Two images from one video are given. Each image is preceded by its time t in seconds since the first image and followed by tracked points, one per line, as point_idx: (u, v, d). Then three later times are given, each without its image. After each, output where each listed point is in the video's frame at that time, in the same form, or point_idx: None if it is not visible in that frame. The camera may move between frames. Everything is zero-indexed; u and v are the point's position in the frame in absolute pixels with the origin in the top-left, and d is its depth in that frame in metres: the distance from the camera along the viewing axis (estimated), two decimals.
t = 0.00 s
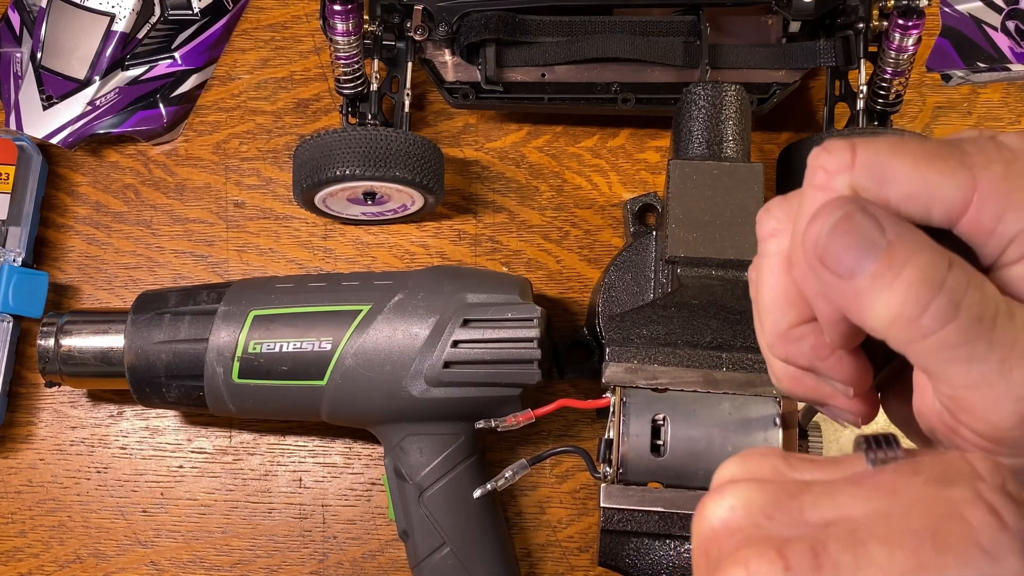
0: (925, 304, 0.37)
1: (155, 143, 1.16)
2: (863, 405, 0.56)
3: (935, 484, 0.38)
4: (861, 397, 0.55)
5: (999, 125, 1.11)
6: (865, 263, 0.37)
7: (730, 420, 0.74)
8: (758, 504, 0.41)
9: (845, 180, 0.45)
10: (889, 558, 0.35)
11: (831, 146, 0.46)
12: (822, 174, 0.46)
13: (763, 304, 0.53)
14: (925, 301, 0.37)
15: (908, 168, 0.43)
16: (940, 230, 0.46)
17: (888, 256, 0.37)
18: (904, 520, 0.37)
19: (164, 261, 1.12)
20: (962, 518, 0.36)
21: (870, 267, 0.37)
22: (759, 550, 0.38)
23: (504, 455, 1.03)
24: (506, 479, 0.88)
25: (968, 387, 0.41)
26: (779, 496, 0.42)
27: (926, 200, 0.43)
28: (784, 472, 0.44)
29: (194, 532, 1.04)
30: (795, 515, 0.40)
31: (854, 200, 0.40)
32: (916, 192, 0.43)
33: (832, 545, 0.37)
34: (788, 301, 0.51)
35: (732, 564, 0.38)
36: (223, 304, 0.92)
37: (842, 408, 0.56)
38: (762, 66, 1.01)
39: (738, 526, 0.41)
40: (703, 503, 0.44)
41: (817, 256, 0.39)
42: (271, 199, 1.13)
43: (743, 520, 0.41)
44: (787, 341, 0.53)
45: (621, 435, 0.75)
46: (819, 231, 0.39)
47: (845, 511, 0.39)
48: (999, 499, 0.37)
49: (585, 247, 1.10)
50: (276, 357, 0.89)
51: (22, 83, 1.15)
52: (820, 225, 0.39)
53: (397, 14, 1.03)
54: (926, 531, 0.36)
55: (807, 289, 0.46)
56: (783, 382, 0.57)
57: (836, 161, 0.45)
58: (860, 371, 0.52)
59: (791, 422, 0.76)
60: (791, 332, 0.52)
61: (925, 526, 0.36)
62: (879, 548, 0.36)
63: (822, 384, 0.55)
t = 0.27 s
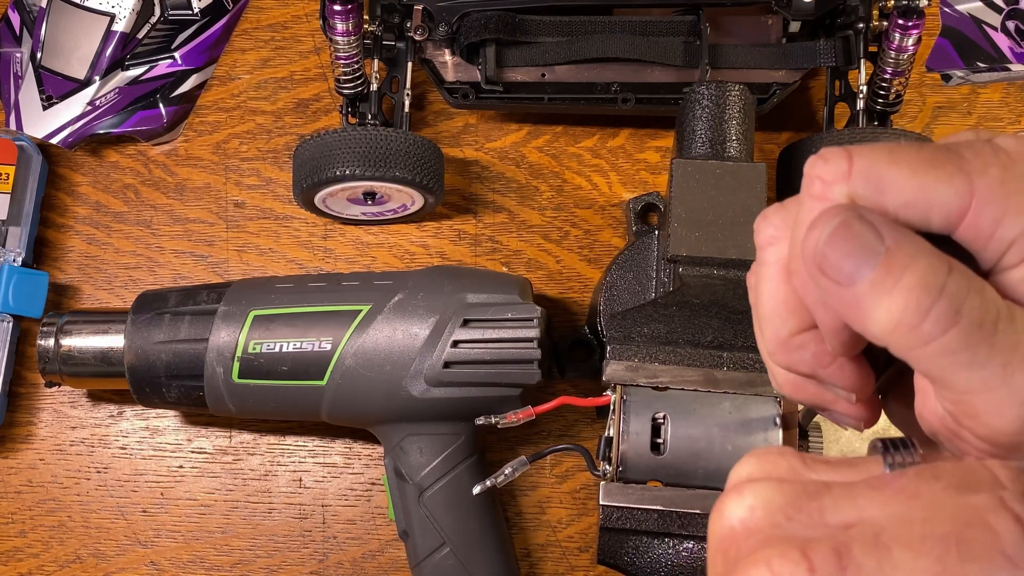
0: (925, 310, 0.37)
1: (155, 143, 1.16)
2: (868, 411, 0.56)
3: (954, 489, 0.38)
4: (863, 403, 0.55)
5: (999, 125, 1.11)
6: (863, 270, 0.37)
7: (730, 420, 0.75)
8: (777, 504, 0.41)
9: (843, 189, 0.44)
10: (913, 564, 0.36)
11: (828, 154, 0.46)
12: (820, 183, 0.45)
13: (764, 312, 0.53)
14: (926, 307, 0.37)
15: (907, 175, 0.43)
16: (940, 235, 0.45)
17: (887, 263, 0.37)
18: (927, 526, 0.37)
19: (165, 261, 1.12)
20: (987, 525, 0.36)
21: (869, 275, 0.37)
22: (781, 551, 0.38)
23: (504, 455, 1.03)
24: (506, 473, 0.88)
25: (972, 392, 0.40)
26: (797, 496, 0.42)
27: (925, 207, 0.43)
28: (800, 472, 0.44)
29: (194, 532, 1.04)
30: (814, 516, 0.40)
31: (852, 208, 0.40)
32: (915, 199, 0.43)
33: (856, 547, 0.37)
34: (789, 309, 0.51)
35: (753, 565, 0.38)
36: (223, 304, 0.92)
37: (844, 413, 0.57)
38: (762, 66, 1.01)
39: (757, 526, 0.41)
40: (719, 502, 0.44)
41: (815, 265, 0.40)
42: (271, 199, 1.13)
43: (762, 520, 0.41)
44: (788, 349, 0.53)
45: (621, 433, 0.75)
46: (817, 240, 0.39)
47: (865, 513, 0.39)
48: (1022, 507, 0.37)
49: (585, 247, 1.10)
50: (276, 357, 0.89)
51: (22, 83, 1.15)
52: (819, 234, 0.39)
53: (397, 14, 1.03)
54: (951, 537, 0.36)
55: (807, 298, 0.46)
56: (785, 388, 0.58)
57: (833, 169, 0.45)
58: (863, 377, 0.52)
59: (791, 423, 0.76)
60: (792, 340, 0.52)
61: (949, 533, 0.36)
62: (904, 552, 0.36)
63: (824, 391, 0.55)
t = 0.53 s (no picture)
0: (923, 318, 0.37)
1: (155, 143, 1.16)
2: (867, 416, 0.57)
3: (958, 488, 0.38)
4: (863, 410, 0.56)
5: (999, 125, 1.11)
6: (859, 280, 0.37)
7: (730, 419, 0.75)
8: (781, 500, 0.41)
9: (836, 200, 0.44)
10: (917, 562, 0.36)
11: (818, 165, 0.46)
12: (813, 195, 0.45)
13: (762, 323, 0.53)
14: (923, 314, 0.37)
15: (900, 184, 0.43)
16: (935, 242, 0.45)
17: (882, 272, 0.37)
18: (931, 524, 0.37)
19: (165, 261, 1.12)
20: (991, 524, 0.36)
21: (864, 284, 0.37)
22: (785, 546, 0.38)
23: (504, 455, 1.03)
24: (506, 473, 0.88)
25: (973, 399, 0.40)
26: (801, 492, 0.41)
27: (920, 215, 0.43)
28: (803, 469, 0.44)
29: (194, 532, 1.04)
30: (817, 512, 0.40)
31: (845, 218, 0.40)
32: (909, 208, 0.43)
33: (860, 544, 0.37)
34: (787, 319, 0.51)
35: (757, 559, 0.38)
36: (223, 304, 0.92)
37: (845, 419, 0.57)
38: (762, 66, 1.01)
39: (760, 521, 0.41)
40: (721, 498, 0.44)
41: (811, 276, 0.40)
42: (271, 199, 1.13)
43: (765, 515, 0.41)
44: (787, 359, 0.53)
45: (621, 433, 0.75)
46: (811, 251, 0.39)
47: (869, 510, 0.39)
48: None
49: (585, 247, 1.10)
50: (276, 357, 0.89)
51: (22, 83, 1.15)
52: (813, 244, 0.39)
53: (397, 14, 1.03)
54: (955, 536, 0.36)
55: (804, 310, 0.46)
56: (785, 397, 0.58)
57: (826, 180, 0.44)
58: (862, 384, 0.53)
59: (791, 423, 0.76)
60: (791, 350, 0.52)
61: (953, 531, 0.36)
62: (908, 550, 0.36)
63: (825, 399, 0.56)
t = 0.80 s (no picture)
0: (922, 328, 0.36)
1: (155, 143, 1.16)
2: (869, 422, 0.57)
3: (961, 487, 0.38)
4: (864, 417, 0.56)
5: (999, 125, 1.11)
6: (855, 292, 0.37)
7: (730, 419, 0.75)
8: (782, 495, 0.41)
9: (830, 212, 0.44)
10: (918, 558, 0.36)
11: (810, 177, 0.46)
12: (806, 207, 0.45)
13: (761, 334, 0.53)
14: (922, 325, 0.36)
15: (893, 194, 0.42)
16: (932, 249, 0.45)
17: (878, 283, 0.37)
18: (934, 522, 0.37)
19: (165, 261, 1.12)
20: (993, 524, 0.36)
21: (861, 296, 0.37)
22: (786, 539, 0.38)
23: (504, 455, 1.02)
24: (506, 473, 0.89)
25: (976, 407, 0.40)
26: (803, 487, 0.41)
27: (915, 223, 0.43)
28: (805, 465, 0.44)
29: (194, 532, 1.04)
30: (820, 508, 0.40)
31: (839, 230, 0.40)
32: (903, 216, 0.42)
33: (861, 539, 0.37)
34: (786, 331, 0.51)
35: (756, 550, 0.38)
36: (223, 304, 0.92)
37: (847, 424, 0.57)
38: (762, 66, 1.01)
39: (762, 515, 0.41)
40: (722, 491, 0.44)
41: (807, 290, 0.39)
42: (271, 199, 1.13)
43: (766, 509, 0.41)
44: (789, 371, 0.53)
45: (621, 433, 0.76)
46: (806, 265, 0.39)
47: (871, 507, 0.39)
48: None
49: (585, 247, 1.10)
50: (276, 357, 0.89)
51: (22, 83, 1.15)
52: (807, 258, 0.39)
53: (397, 14, 1.03)
54: (956, 535, 0.36)
55: (803, 322, 0.46)
56: (787, 405, 0.58)
57: (819, 192, 0.44)
58: (863, 393, 0.53)
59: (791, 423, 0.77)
60: (792, 361, 0.52)
61: (954, 530, 0.36)
62: (909, 546, 0.36)
63: (826, 406, 0.56)
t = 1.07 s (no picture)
0: (920, 335, 0.36)
1: (155, 143, 1.16)
2: (870, 426, 0.57)
3: (961, 488, 0.38)
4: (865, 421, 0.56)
5: (999, 125, 1.11)
6: (852, 301, 0.37)
7: (730, 419, 0.76)
8: (781, 489, 0.41)
9: (823, 220, 0.43)
10: (914, 555, 0.36)
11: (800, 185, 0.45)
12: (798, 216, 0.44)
13: (758, 343, 0.53)
14: (919, 331, 0.36)
15: (886, 199, 0.42)
16: (926, 253, 0.45)
17: (874, 291, 0.37)
18: (931, 520, 0.37)
19: (165, 261, 1.12)
20: (990, 524, 0.36)
21: (858, 305, 0.37)
22: (783, 532, 0.38)
23: (504, 455, 1.02)
24: (504, 473, 0.88)
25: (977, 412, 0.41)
26: (802, 483, 0.42)
27: (908, 228, 0.42)
28: (804, 461, 0.44)
29: (194, 532, 1.04)
30: (818, 504, 0.40)
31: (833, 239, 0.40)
32: (896, 222, 0.42)
33: (857, 536, 0.37)
34: (783, 339, 0.51)
35: (752, 542, 0.38)
36: (223, 303, 0.92)
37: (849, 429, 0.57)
38: (762, 66, 1.01)
39: (759, 508, 0.41)
40: (720, 484, 0.44)
41: (803, 301, 0.39)
42: (271, 198, 1.13)
43: (764, 503, 0.41)
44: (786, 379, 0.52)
45: (621, 432, 0.76)
46: (801, 276, 0.39)
47: (869, 505, 0.39)
48: None
49: (585, 247, 1.10)
50: (276, 357, 0.89)
51: (22, 83, 1.15)
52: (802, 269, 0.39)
53: (397, 15, 1.03)
54: (954, 533, 0.36)
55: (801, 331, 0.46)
56: (787, 411, 0.58)
57: (810, 202, 0.44)
58: (862, 398, 0.53)
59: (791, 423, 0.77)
60: (790, 369, 0.51)
61: (952, 529, 0.36)
62: (905, 543, 0.36)
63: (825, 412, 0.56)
